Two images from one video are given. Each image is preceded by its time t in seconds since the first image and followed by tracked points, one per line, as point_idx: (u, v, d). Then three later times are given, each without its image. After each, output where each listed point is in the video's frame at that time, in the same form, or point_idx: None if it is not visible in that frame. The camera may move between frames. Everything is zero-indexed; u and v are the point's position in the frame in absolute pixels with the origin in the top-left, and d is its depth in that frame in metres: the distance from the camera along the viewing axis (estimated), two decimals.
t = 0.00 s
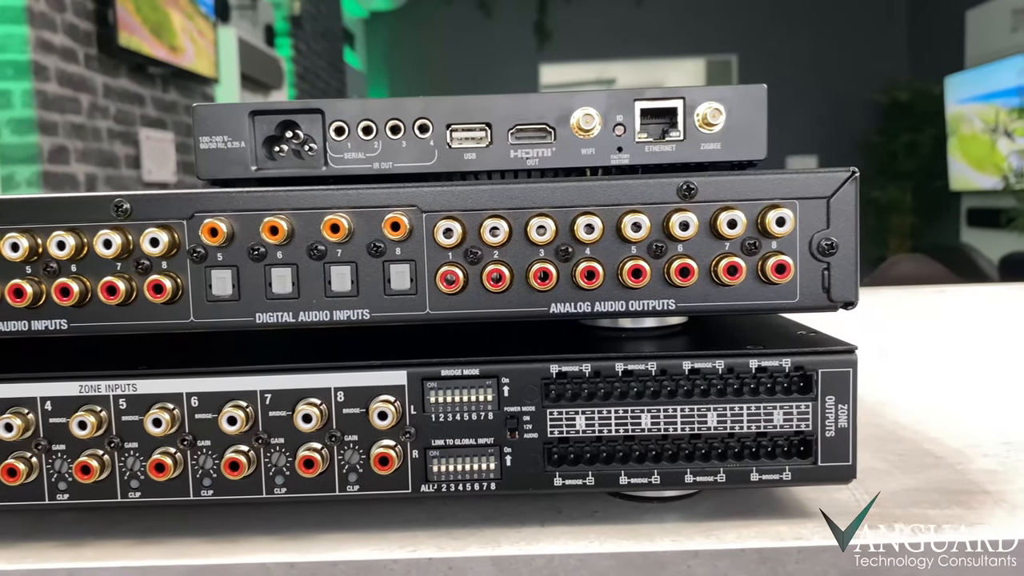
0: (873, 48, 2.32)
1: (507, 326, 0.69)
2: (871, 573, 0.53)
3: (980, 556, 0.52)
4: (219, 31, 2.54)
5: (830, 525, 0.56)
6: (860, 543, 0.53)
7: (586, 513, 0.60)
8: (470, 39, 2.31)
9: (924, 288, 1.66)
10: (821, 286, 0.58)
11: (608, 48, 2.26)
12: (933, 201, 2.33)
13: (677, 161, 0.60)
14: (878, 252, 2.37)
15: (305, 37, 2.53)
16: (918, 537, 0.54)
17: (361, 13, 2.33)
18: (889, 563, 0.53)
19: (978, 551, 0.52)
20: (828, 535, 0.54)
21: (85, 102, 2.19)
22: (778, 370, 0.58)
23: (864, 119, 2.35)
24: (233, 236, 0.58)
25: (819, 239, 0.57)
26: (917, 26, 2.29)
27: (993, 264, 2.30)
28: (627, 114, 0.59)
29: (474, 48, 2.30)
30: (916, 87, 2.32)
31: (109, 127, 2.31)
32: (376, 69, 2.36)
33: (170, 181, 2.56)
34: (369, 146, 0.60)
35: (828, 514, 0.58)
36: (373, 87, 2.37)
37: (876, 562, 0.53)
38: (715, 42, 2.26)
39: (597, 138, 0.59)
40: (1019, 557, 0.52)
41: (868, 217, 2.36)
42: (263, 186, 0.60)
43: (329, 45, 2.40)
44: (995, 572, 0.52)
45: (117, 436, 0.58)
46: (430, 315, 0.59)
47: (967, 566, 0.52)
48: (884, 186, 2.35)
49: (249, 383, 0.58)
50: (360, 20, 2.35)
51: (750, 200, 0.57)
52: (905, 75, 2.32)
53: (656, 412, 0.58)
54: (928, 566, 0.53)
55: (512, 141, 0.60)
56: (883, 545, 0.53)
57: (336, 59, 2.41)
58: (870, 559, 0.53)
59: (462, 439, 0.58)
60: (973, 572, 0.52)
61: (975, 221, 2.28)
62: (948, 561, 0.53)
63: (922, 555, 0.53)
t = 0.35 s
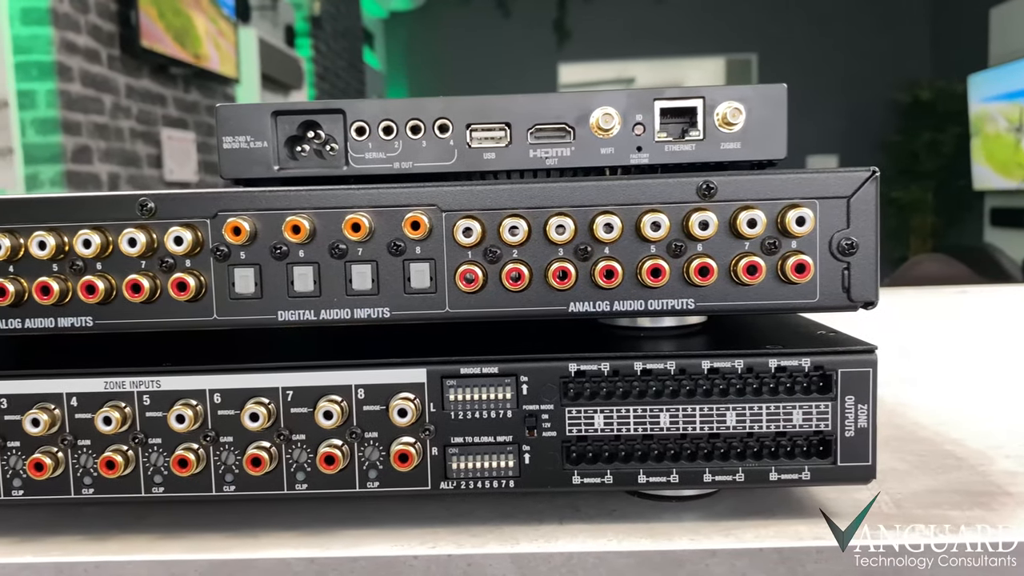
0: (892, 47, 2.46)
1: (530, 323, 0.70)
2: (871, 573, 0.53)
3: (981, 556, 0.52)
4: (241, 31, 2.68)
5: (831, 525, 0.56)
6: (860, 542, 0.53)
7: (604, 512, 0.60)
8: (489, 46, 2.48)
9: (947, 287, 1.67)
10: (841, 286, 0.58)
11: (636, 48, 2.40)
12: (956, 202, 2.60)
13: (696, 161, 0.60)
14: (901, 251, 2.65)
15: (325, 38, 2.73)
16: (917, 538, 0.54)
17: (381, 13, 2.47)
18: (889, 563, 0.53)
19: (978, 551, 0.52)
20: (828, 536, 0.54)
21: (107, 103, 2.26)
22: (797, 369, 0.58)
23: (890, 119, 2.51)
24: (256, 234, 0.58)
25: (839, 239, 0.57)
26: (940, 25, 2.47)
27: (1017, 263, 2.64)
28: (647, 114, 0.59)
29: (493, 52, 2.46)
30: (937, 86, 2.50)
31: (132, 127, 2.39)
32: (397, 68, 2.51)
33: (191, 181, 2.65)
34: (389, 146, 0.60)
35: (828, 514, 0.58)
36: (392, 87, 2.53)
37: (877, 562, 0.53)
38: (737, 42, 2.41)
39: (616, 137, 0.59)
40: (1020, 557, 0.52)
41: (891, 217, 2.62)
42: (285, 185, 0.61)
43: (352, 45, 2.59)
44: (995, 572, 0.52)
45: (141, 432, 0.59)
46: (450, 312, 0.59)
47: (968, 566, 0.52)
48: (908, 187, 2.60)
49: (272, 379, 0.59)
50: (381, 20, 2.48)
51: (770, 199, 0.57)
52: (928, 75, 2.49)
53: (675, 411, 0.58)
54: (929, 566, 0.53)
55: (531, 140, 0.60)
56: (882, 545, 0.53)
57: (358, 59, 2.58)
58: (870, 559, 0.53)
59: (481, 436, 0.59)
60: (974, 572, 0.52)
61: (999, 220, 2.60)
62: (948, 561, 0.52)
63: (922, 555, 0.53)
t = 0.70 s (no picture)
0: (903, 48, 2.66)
1: (552, 322, 0.71)
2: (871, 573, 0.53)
3: (981, 556, 0.52)
4: (263, 33, 2.77)
5: (830, 525, 0.56)
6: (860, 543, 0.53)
7: (623, 510, 0.60)
8: (503, 42, 2.65)
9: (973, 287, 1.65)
10: (862, 285, 0.58)
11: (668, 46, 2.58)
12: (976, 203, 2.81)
13: (717, 159, 0.60)
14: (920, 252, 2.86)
15: (346, 38, 2.94)
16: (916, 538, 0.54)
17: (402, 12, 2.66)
18: (890, 563, 0.53)
19: (978, 551, 0.52)
20: (828, 535, 0.54)
21: (130, 102, 2.33)
22: (818, 369, 0.58)
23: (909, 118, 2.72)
24: (279, 233, 0.59)
25: (861, 238, 0.57)
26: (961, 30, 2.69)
27: None
28: (668, 113, 0.59)
29: (505, 49, 2.63)
30: (959, 85, 2.71)
31: (154, 127, 2.45)
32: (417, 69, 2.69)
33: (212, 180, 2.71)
34: (410, 145, 0.61)
35: (826, 512, 0.59)
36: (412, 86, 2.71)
37: (877, 562, 0.53)
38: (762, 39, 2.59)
39: (637, 136, 0.59)
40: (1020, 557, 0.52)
41: (915, 217, 2.84)
42: (308, 185, 0.61)
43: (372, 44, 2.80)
44: (994, 572, 0.52)
45: (166, 427, 0.59)
46: (471, 311, 0.59)
47: (967, 566, 0.52)
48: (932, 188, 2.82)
49: (295, 376, 0.59)
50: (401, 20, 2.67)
51: (792, 198, 0.57)
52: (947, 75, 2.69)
53: (696, 410, 0.58)
54: (929, 566, 0.53)
55: (552, 139, 0.60)
56: (882, 545, 0.53)
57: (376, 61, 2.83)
58: (870, 559, 0.53)
59: (501, 434, 0.59)
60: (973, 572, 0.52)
61: None
62: (948, 561, 0.53)
63: (922, 555, 0.53)
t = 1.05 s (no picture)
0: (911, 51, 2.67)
1: (571, 322, 0.71)
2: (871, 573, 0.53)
3: (981, 556, 0.52)
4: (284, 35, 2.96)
5: (830, 525, 0.56)
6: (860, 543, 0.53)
7: (641, 509, 0.61)
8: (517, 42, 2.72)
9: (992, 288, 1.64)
10: (883, 285, 0.57)
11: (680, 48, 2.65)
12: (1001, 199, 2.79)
13: (736, 158, 0.60)
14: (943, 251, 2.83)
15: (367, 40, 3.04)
16: (915, 539, 0.54)
17: (419, 12, 2.74)
18: (890, 563, 0.53)
19: (978, 550, 0.52)
20: (828, 536, 0.54)
21: (152, 102, 2.47)
22: (838, 369, 0.58)
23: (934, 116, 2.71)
24: (301, 232, 0.59)
25: (882, 237, 0.57)
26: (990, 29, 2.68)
27: None
28: (688, 112, 0.59)
29: (518, 47, 2.71)
30: (984, 83, 2.70)
31: (176, 127, 2.60)
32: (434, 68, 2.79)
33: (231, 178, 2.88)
34: (430, 145, 0.61)
35: (826, 512, 0.59)
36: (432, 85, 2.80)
37: (877, 562, 0.53)
38: (778, 40, 2.62)
39: (656, 136, 0.60)
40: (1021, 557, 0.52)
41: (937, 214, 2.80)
42: (329, 185, 0.62)
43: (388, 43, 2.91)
44: (995, 572, 0.52)
45: (188, 424, 0.60)
46: (489, 310, 0.60)
47: (967, 566, 0.52)
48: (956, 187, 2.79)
49: (315, 374, 0.60)
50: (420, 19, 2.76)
51: (812, 197, 0.57)
52: (974, 70, 2.70)
53: (715, 409, 0.58)
54: (929, 567, 0.53)
55: (571, 139, 0.60)
56: (883, 545, 0.53)
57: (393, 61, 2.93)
58: (870, 559, 0.53)
59: (520, 433, 0.59)
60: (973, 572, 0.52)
61: None
62: (948, 561, 0.52)
63: (922, 556, 0.53)
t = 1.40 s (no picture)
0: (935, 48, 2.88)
1: (587, 319, 0.71)
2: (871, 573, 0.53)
3: (981, 555, 0.52)
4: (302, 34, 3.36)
5: (830, 524, 0.56)
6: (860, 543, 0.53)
7: (658, 508, 0.61)
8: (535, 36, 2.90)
9: (1009, 287, 1.64)
10: (901, 283, 0.57)
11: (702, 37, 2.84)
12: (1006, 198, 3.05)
13: (754, 157, 0.60)
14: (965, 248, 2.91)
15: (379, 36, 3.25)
16: (915, 539, 0.54)
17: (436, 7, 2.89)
18: (890, 563, 0.53)
19: (978, 550, 0.52)
20: (827, 535, 0.54)
21: (175, 102, 2.69)
22: (856, 367, 0.57)
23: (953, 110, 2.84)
24: (319, 230, 0.60)
25: (899, 235, 0.57)
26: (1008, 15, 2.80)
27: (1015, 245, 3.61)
28: (705, 110, 0.59)
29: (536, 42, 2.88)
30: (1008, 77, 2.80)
31: (197, 127, 2.84)
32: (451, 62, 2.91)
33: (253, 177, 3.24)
34: (448, 144, 0.62)
35: (825, 511, 0.59)
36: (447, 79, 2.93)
37: (877, 562, 0.53)
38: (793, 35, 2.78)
39: (673, 134, 0.60)
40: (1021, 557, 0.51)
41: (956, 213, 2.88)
42: (347, 184, 0.62)
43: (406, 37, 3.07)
44: (995, 572, 0.52)
45: (209, 420, 0.61)
46: (505, 308, 0.60)
47: (967, 566, 0.52)
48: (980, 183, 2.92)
49: (334, 370, 0.60)
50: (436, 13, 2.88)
51: (829, 195, 0.57)
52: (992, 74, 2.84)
53: (732, 408, 0.58)
54: (929, 567, 0.52)
55: (588, 137, 0.61)
56: (882, 545, 0.53)
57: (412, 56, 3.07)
58: (871, 559, 0.53)
59: (536, 430, 0.60)
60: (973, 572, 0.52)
61: None
62: (948, 561, 0.52)
63: (922, 555, 0.53)
